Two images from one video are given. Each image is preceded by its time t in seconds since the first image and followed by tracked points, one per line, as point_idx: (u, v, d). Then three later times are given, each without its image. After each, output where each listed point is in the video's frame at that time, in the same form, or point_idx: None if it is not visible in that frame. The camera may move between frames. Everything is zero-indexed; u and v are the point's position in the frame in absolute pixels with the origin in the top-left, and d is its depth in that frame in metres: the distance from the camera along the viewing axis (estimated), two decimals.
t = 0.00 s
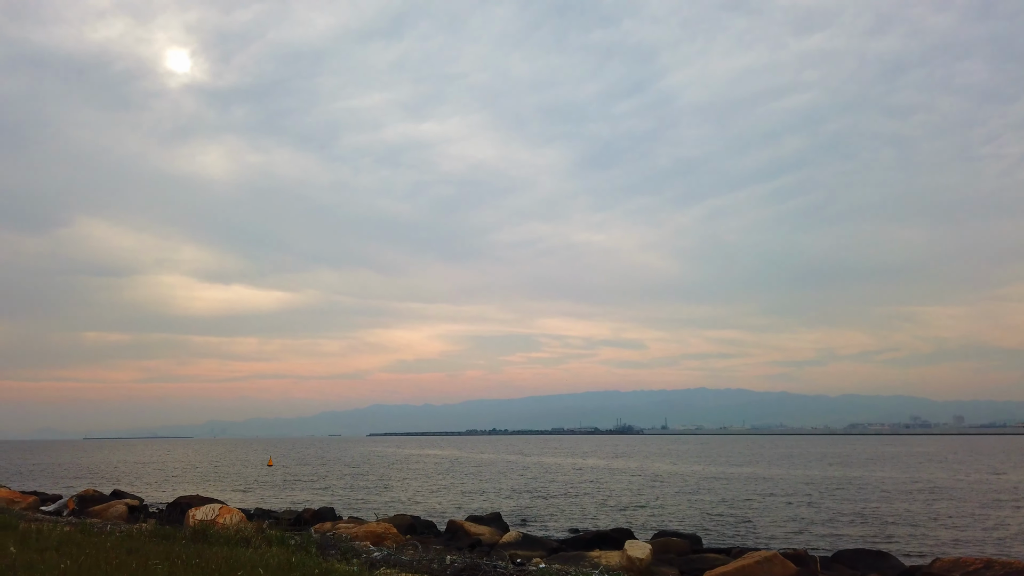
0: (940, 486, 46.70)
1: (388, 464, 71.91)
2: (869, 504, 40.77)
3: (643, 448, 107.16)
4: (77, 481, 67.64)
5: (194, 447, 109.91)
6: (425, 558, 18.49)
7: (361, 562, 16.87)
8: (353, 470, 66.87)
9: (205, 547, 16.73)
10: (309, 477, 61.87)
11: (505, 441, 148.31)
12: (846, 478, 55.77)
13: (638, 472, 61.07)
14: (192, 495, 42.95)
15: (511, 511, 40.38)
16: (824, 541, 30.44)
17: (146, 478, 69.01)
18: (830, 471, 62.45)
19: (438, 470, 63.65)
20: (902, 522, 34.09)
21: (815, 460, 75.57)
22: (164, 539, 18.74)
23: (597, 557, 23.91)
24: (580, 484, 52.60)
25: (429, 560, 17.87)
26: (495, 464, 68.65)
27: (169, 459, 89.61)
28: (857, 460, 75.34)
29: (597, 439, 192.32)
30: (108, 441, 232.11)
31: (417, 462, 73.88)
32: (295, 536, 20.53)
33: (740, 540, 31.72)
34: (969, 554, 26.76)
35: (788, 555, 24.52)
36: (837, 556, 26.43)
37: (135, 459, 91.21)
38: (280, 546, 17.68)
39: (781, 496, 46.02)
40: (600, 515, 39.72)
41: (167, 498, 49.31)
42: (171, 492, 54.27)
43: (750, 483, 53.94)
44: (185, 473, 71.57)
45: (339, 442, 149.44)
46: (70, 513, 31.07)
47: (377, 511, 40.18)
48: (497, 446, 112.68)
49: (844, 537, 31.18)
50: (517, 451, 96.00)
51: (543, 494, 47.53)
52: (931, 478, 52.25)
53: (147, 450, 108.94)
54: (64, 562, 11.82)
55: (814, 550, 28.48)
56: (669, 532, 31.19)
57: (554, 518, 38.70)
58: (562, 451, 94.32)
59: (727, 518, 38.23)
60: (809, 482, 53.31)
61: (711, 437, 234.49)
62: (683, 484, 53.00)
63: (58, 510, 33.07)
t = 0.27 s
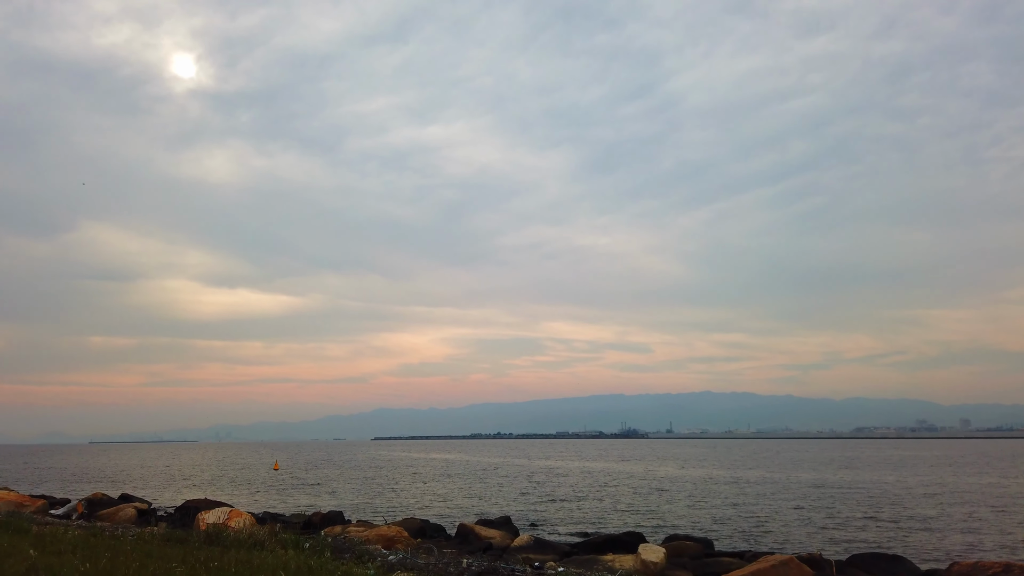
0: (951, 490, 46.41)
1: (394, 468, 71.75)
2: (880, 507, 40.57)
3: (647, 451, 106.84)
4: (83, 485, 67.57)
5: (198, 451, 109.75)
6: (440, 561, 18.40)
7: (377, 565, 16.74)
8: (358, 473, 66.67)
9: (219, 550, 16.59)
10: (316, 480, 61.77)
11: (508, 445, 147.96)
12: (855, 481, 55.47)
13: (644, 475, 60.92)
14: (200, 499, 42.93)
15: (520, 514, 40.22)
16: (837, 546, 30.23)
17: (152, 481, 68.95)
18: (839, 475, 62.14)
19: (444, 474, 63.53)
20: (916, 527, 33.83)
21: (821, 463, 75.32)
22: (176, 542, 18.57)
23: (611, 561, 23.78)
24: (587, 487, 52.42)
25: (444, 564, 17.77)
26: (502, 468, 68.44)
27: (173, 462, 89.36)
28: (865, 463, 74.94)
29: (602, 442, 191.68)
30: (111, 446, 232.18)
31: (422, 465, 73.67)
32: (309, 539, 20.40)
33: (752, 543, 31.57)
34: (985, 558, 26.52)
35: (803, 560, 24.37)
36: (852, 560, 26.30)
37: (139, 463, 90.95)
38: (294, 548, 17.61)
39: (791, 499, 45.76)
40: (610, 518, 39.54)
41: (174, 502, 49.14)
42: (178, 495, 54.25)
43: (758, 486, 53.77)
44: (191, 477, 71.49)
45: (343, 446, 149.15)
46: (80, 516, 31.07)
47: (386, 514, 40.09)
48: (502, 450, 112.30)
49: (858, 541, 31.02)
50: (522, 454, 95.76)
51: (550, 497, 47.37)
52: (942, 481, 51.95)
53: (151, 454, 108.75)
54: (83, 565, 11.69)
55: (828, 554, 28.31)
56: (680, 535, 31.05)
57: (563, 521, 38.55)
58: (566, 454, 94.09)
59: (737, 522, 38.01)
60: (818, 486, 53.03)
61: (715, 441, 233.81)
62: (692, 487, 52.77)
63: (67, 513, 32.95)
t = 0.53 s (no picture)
0: (962, 490, 46.13)
1: (400, 467, 71.63)
2: (892, 509, 40.35)
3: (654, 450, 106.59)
4: (90, 485, 67.58)
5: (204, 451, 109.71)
6: (456, 562, 18.27)
7: (393, 565, 16.63)
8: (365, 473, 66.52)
9: (233, 551, 16.44)
10: (323, 480, 61.68)
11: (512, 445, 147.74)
12: (865, 481, 55.16)
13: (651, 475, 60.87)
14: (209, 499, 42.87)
15: (530, 514, 40.06)
16: (851, 547, 30.03)
17: (158, 481, 68.92)
18: (849, 475, 61.83)
19: (451, 474, 63.40)
20: (930, 528, 33.60)
21: (829, 463, 75.03)
22: (190, 543, 18.43)
23: (626, 561, 23.62)
24: (596, 487, 52.24)
25: (460, 564, 17.63)
26: (509, 467, 68.25)
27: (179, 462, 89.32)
28: (874, 463, 74.59)
29: (607, 442, 191.26)
30: (116, 446, 232.42)
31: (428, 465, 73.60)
32: (324, 540, 20.30)
33: (763, 544, 31.41)
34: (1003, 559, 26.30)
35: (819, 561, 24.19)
36: (867, 561, 26.13)
37: (145, 463, 90.88)
38: (309, 549, 17.48)
39: (801, 499, 45.54)
40: (620, 518, 39.36)
41: (183, 501, 49.10)
42: (185, 495, 54.22)
43: (767, 486, 53.60)
44: (197, 476, 71.43)
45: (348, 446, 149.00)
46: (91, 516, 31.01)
47: (395, 513, 40.02)
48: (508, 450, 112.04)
49: (871, 544, 30.82)
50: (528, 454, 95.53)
51: (559, 497, 47.21)
52: (953, 481, 51.65)
53: (157, 454, 108.71)
54: (105, 566, 11.59)
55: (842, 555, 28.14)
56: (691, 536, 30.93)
57: (572, 522, 38.38)
58: (572, 454, 93.95)
59: (748, 522, 37.81)
60: (828, 486, 52.76)
61: (720, 440, 233.13)
62: (701, 487, 52.54)
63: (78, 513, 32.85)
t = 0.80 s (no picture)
0: (981, 490, 45.61)
1: (411, 467, 71.51)
2: (909, 509, 40.01)
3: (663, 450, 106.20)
4: (102, 485, 67.72)
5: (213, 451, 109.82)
6: (478, 563, 18.10)
7: (416, 565, 16.51)
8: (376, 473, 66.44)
9: (255, 551, 16.30)
10: (334, 480, 61.64)
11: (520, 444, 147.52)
12: (880, 481, 54.65)
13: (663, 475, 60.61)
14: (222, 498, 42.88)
15: (544, 514, 39.88)
16: (871, 548, 29.71)
17: (170, 481, 69.02)
18: (863, 475, 61.32)
19: (462, 473, 63.23)
20: (950, 529, 33.23)
21: (842, 463, 74.42)
22: (209, 543, 18.32)
23: (646, 562, 23.40)
24: (608, 487, 52.00)
25: (482, 565, 17.44)
26: (520, 467, 68.04)
27: (190, 462, 89.47)
28: (888, 463, 73.97)
29: (615, 441, 190.63)
30: (126, 446, 233.29)
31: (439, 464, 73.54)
32: (343, 540, 20.18)
33: (782, 545, 31.14)
34: None
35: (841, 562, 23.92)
36: (888, 562, 25.84)
37: (156, 463, 91.08)
38: (330, 549, 17.34)
39: (816, 500, 45.17)
40: (635, 519, 39.13)
41: (196, 501, 49.12)
42: (197, 495, 54.24)
43: (781, 486, 53.25)
44: (209, 476, 71.48)
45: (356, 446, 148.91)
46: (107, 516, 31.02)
47: (408, 513, 39.94)
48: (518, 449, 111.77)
49: (892, 545, 30.50)
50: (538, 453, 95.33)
51: (572, 497, 47.01)
52: (970, 481, 51.14)
53: (167, 454, 108.94)
54: (130, 566, 11.45)
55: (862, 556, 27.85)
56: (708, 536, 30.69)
57: (587, 522, 38.19)
58: (582, 454, 93.77)
59: (764, 522, 37.50)
60: (842, 486, 52.33)
61: (729, 440, 232.10)
62: (714, 487, 52.17)
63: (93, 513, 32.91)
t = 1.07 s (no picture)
0: (999, 493, 45.06)
1: (421, 467, 71.53)
2: (927, 512, 39.58)
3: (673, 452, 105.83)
4: (115, 485, 68.16)
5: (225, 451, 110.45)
6: (497, 565, 17.95)
7: (437, 567, 16.42)
8: (387, 473, 66.46)
9: (277, 553, 16.24)
10: (345, 480, 61.74)
11: (531, 445, 147.57)
12: (896, 483, 54.09)
13: (674, 475, 60.37)
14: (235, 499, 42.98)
15: (558, 515, 39.71)
16: (889, 551, 29.38)
17: (182, 481, 69.38)
18: (878, 476, 60.74)
19: (473, 474, 63.15)
20: (969, 533, 32.83)
21: (856, 464, 73.79)
22: (229, 544, 18.34)
23: (664, 564, 23.18)
24: (621, 488, 51.78)
25: (502, 567, 17.26)
26: (531, 467, 67.86)
27: (202, 462, 89.92)
28: (902, 464, 73.33)
29: (625, 442, 190.09)
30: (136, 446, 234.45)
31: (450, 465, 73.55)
32: (361, 541, 20.16)
33: (799, 547, 30.83)
34: None
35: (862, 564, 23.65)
36: (908, 564, 25.55)
37: (169, 463, 91.62)
38: (351, 551, 17.20)
39: (831, 502, 44.76)
40: (649, 520, 38.90)
41: (209, 501, 49.31)
42: (210, 495, 54.53)
43: (795, 487, 52.87)
44: (220, 476, 71.76)
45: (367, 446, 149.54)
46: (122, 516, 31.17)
47: (421, 513, 39.94)
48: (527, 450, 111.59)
49: (911, 549, 30.14)
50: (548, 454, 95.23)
51: (585, 498, 46.81)
52: (987, 483, 50.54)
53: (180, 454, 109.62)
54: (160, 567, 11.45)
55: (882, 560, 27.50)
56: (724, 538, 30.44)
57: (601, 523, 37.99)
58: (592, 455, 93.54)
59: (779, 524, 37.24)
60: (857, 488, 51.81)
61: (739, 441, 231.14)
62: (729, 489, 51.68)
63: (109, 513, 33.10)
